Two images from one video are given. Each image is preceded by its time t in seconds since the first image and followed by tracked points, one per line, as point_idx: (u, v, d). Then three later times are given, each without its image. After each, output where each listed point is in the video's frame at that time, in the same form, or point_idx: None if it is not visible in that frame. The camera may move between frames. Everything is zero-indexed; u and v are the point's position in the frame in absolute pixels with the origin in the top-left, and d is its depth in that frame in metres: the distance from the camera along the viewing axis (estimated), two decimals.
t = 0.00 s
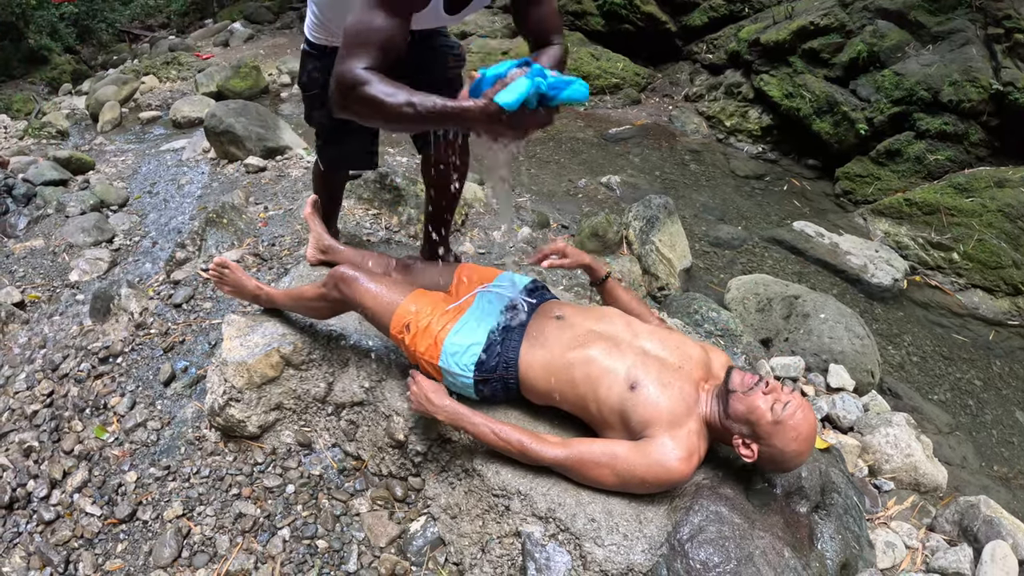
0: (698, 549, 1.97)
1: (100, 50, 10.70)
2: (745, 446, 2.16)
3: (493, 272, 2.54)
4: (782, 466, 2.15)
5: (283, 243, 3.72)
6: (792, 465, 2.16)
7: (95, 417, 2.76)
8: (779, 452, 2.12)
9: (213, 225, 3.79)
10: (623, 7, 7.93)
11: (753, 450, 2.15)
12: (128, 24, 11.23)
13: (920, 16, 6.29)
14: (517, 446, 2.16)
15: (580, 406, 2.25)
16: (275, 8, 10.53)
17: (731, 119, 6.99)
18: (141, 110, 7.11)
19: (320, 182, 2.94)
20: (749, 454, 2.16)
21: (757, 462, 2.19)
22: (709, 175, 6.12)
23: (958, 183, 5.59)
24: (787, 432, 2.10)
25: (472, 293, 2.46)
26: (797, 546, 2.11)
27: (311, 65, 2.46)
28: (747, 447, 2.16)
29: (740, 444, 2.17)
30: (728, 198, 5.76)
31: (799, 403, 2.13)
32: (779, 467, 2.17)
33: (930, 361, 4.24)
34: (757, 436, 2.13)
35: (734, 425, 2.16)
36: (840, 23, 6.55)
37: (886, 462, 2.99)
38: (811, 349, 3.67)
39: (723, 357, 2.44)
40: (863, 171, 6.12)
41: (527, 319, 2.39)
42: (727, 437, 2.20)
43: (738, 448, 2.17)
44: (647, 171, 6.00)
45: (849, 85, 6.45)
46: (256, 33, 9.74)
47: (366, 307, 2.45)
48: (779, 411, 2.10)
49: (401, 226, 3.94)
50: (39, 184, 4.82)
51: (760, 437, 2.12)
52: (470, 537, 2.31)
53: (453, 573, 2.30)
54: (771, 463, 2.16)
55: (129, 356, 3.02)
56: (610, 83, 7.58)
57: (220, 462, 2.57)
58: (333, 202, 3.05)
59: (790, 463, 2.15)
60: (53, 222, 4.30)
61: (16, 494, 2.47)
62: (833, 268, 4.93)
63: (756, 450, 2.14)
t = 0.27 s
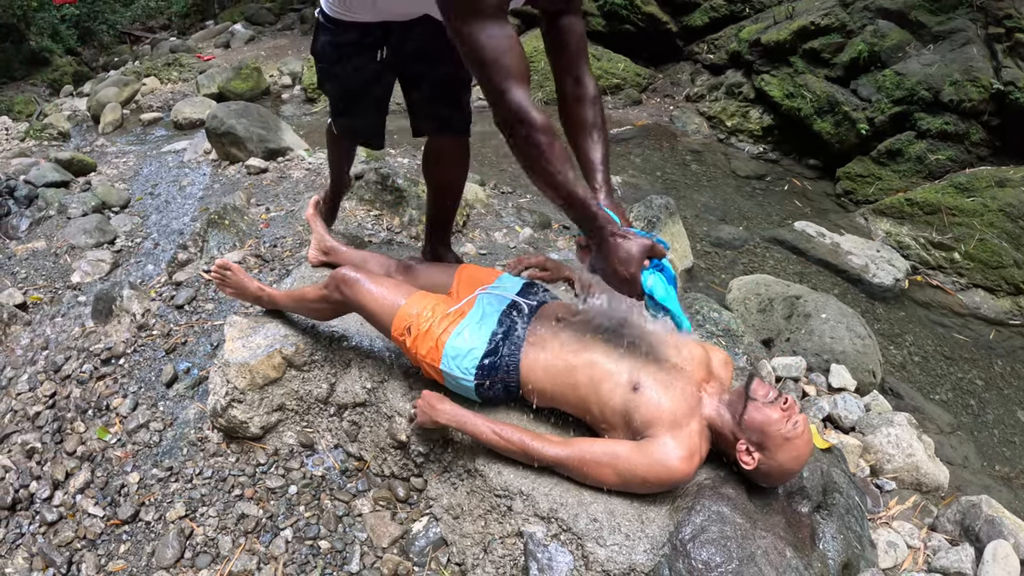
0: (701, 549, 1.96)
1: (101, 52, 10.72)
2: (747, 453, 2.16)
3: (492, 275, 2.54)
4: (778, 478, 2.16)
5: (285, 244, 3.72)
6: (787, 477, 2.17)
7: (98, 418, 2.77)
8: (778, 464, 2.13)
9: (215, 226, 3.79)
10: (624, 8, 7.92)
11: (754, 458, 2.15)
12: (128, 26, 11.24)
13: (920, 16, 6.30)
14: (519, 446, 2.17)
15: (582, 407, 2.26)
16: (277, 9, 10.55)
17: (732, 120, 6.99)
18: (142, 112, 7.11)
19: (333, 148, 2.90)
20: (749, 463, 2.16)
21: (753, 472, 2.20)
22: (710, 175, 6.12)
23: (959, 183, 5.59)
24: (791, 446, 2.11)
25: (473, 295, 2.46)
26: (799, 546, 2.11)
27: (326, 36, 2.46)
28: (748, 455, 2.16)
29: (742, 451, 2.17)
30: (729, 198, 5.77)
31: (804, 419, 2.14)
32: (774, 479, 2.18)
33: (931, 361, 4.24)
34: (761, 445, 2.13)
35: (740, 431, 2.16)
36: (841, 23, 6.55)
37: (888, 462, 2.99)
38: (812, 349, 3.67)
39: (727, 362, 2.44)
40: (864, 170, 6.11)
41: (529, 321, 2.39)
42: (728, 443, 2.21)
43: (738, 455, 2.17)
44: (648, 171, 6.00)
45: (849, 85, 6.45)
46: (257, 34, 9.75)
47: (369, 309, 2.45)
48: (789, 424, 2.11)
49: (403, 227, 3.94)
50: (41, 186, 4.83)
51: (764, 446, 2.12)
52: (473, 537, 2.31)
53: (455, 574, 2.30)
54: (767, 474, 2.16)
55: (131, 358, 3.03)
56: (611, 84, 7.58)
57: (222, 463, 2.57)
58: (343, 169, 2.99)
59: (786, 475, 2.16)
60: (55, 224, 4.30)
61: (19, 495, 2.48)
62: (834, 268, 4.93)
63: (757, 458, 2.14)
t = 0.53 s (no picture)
0: (702, 549, 1.96)
1: (101, 53, 10.73)
2: (747, 452, 2.16)
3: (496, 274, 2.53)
4: (777, 478, 2.17)
5: (286, 245, 3.73)
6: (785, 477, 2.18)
7: (99, 419, 2.77)
8: (778, 464, 2.14)
9: (216, 227, 3.80)
10: (625, 8, 7.86)
11: (755, 457, 2.16)
12: (129, 27, 11.25)
13: (921, 16, 6.29)
14: (519, 444, 2.18)
15: (581, 406, 2.25)
16: (277, 10, 10.55)
17: (732, 120, 6.99)
18: (143, 113, 7.12)
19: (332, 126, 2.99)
20: (749, 462, 2.17)
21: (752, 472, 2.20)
22: (711, 176, 6.12)
23: (960, 183, 5.59)
24: (791, 445, 2.13)
25: (476, 290, 2.46)
26: (800, 546, 2.11)
27: (338, 15, 2.39)
28: (747, 454, 2.17)
29: (742, 450, 2.17)
30: (729, 198, 5.77)
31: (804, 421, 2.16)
32: (773, 480, 2.19)
33: (932, 361, 4.24)
34: (761, 445, 2.14)
35: (741, 430, 2.18)
36: (841, 23, 6.55)
37: (889, 462, 2.99)
38: (813, 349, 3.68)
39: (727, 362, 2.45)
40: (865, 170, 6.11)
41: (529, 320, 2.37)
42: (728, 442, 2.22)
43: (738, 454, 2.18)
44: (649, 171, 6.00)
45: (850, 85, 6.45)
46: (258, 35, 9.76)
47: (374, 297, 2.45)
48: (791, 423, 2.13)
49: (404, 227, 3.94)
50: (42, 187, 4.83)
51: (765, 445, 2.14)
52: (474, 538, 2.31)
53: (456, 574, 2.30)
54: (767, 474, 2.17)
55: (132, 358, 3.03)
56: (612, 84, 7.58)
57: (223, 463, 2.57)
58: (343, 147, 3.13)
59: (784, 475, 2.17)
60: (56, 225, 4.31)
61: (20, 496, 2.48)
62: (835, 268, 4.93)
63: (757, 458, 2.15)
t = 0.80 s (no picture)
0: (702, 550, 1.96)
1: (102, 53, 10.74)
2: (756, 453, 2.14)
3: (502, 274, 2.54)
4: (783, 478, 2.15)
5: (286, 245, 3.73)
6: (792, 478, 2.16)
7: (100, 419, 2.77)
8: (786, 465, 2.12)
9: (217, 227, 3.80)
10: (625, 9, 7.93)
11: (764, 457, 2.13)
12: (130, 27, 11.25)
13: (921, 16, 6.29)
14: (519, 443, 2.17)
15: (581, 407, 2.26)
16: (277, 11, 10.56)
17: (732, 120, 6.99)
18: (143, 113, 7.12)
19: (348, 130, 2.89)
20: (758, 463, 2.14)
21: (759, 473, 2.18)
22: (711, 176, 6.12)
23: (960, 183, 5.59)
24: (798, 443, 2.12)
25: (482, 289, 2.47)
26: (801, 546, 2.11)
27: (353, 5, 2.41)
28: (756, 455, 2.14)
29: (750, 451, 2.15)
30: (729, 198, 5.77)
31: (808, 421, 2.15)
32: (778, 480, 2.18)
33: (932, 361, 4.23)
34: (771, 444, 2.12)
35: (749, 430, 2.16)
36: (841, 23, 6.55)
37: (889, 462, 2.98)
38: (814, 349, 3.67)
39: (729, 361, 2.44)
40: (865, 170, 6.11)
41: (531, 321, 2.38)
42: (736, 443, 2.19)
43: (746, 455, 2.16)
44: (649, 172, 6.00)
45: (850, 85, 6.45)
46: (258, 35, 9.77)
47: (382, 288, 2.43)
48: (797, 421, 2.11)
49: (404, 228, 3.94)
50: (42, 187, 4.83)
51: (774, 445, 2.12)
52: (474, 538, 2.31)
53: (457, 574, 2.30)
54: (774, 474, 2.15)
55: (132, 359, 3.03)
56: (612, 84, 7.59)
57: (224, 463, 2.57)
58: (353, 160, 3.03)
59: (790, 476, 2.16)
60: (56, 225, 4.31)
61: (20, 496, 2.48)
62: (835, 268, 4.93)
63: (766, 458, 2.13)
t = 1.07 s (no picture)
0: (701, 550, 1.96)
1: (101, 54, 10.74)
2: (759, 450, 2.12)
3: (500, 275, 2.55)
4: (786, 476, 2.14)
5: (285, 246, 3.73)
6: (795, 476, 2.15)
7: (99, 420, 2.77)
8: (789, 462, 2.11)
9: (216, 228, 3.80)
10: (623, 9, 7.93)
11: (766, 453, 2.12)
12: (129, 28, 11.25)
13: (920, 16, 6.29)
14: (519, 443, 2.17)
15: (581, 408, 2.26)
16: (276, 11, 10.55)
17: (732, 120, 6.99)
18: (143, 114, 7.12)
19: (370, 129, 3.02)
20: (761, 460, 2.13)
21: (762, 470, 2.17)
22: (710, 176, 6.12)
23: (959, 182, 5.59)
24: (799, 437, 2.11)
25: (481, 290, 2.47)
26: (800, 546, 2.11)
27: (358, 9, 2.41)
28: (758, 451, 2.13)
29: (752, 447, 2.14)
30: (729, 198, 5.77)
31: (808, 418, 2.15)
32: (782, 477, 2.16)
33: (931, 361, 4.24)
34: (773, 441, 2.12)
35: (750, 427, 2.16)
36: (840, 23, 6.55)
37: (889, 462, 2.98)
38: (813, 349, 3.67)
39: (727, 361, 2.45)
40: (864, 170, 6.11)
41: (530, 321, 2.39)
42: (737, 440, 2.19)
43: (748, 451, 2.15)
44: (648, 172, 6.00)
45: (849, 86, 6.45)
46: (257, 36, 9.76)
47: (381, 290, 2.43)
48: (796, 415, 2.11)
49: (403, 228, 3.94)
50: (41, 188, 4.83)
51: (776, 441, 2.11)
52: (473, 539, 2.31)
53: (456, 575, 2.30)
54: (777, 471, 2.14)
55: (131, 359, 3.03)
56: (611, 84, 7.59)
57: (223, 464, 2.57)
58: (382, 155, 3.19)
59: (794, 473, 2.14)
60: (55, 226, 4.30)
61: (19, 497, 2.48)
62: (834, 268, 4.93)
63: (769, 453, 2.11)
